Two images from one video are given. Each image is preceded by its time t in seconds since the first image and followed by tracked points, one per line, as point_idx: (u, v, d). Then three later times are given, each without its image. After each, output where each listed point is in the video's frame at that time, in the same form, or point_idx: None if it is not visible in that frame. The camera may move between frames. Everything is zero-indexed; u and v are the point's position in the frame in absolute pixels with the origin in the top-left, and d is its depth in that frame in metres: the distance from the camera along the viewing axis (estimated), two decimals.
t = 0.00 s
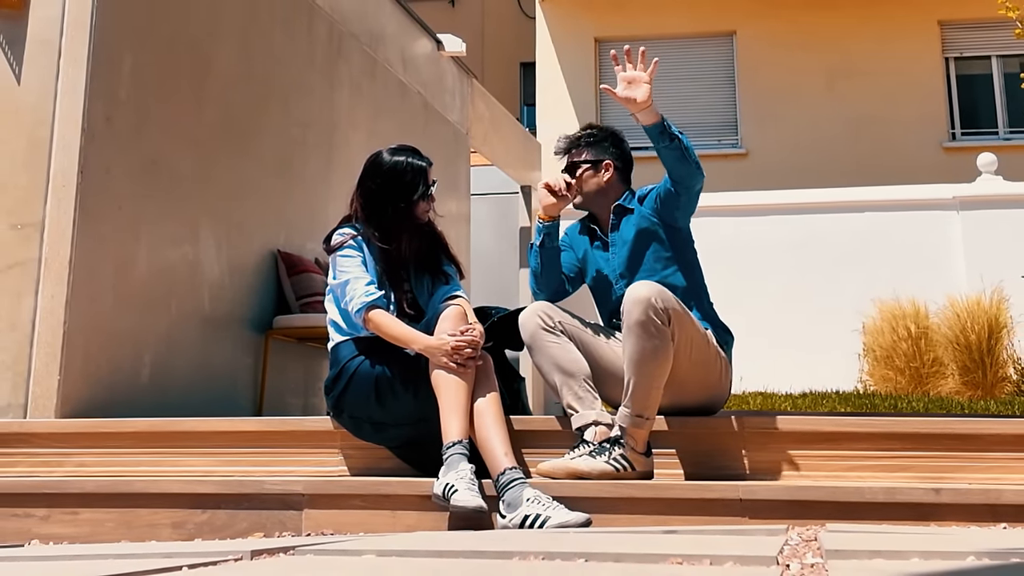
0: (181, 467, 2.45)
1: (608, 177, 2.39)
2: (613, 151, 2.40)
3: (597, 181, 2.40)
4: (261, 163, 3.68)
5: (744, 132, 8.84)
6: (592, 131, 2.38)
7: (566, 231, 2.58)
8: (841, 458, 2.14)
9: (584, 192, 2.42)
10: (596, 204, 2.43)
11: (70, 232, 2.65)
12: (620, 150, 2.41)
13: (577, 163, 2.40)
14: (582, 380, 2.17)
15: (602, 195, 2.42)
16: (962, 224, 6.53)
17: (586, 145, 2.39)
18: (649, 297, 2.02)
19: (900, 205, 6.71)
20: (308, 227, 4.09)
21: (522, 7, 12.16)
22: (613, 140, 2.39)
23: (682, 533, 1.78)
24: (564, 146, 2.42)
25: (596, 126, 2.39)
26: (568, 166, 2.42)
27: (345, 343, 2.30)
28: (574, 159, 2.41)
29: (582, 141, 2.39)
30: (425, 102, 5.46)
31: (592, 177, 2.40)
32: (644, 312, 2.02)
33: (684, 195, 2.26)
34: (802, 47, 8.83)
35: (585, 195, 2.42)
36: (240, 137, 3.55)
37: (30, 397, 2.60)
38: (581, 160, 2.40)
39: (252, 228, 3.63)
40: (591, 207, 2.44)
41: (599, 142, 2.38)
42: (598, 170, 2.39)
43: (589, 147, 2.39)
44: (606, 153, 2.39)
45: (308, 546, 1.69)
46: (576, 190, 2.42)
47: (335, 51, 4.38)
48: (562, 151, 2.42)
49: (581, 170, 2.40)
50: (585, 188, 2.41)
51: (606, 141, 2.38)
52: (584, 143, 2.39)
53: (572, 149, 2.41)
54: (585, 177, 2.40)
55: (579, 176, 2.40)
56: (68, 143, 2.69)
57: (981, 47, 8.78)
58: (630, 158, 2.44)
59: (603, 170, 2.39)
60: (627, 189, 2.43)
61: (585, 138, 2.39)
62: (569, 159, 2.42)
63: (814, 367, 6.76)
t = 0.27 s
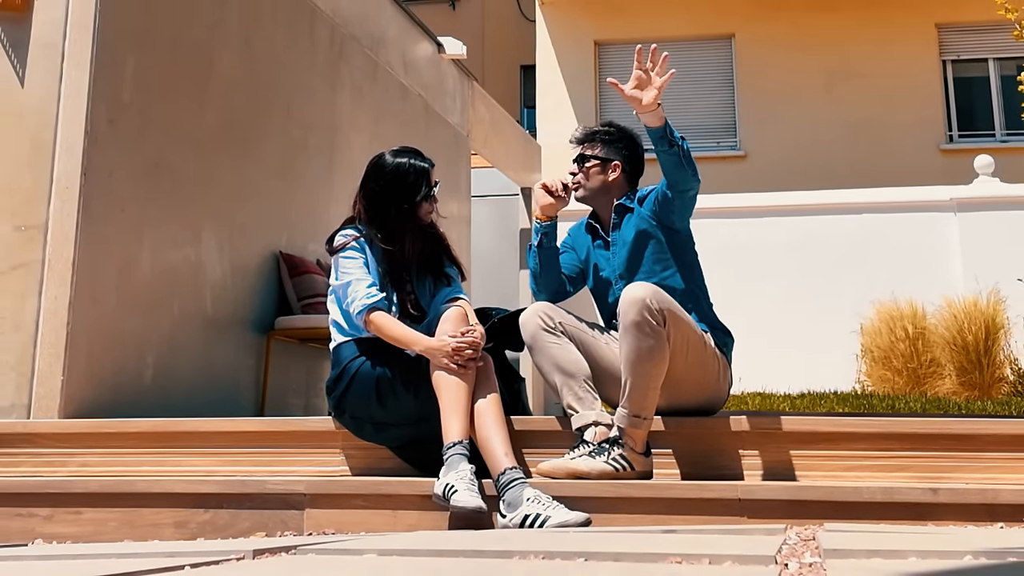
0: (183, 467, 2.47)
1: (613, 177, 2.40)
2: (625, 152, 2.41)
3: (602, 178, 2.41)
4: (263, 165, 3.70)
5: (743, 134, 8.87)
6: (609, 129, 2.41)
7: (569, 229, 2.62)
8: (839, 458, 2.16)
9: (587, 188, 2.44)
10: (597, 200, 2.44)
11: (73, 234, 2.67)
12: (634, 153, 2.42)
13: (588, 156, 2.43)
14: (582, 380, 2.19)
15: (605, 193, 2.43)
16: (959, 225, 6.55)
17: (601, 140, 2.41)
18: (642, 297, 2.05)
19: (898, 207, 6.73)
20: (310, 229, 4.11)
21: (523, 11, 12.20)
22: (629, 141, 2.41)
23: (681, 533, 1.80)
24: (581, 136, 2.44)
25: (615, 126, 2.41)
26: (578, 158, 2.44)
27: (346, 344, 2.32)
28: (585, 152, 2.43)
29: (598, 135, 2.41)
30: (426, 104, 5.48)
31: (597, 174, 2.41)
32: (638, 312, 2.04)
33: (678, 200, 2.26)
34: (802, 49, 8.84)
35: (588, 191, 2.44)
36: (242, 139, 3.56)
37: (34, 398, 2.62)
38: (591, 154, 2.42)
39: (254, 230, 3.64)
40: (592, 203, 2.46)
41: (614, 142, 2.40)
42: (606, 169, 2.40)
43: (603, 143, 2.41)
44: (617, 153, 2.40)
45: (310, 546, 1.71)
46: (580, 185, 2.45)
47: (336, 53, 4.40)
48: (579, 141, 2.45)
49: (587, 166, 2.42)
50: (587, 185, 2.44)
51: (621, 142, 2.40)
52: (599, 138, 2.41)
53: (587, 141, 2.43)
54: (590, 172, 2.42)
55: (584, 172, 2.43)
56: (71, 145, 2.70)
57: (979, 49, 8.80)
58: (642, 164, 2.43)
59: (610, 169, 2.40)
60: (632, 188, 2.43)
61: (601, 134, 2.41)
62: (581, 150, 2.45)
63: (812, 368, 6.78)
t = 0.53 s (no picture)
0: (185, 467, 2.49)
1: (614, 179, 2.42)
2: (623, 155, 2.43)
3: (603, 183, 2.43)
4: (265, 167, 3.72)
5: (741, 137, 8.91)
6: (605, 134, 2.42)
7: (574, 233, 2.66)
8: (837, 458, 2.18)
9: (589, 193, 2.45)
10: (601, 205, 2.46)
11: (77, 236, 2.68)
12: (632, 155, 2.45)
13: (587, 163, 2.44)
14: (583, 381, 2.21)
15: (608, 197, 2.44)
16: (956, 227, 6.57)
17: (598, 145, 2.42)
18: (652, 301, 2.07)
19: (895, 209, 6.75)
20: (311, 230, 4.13)
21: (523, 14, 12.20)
22: (625, 143, 2.44)
23: (681, 532, 1.82)
24: (577, 145, 2.46)
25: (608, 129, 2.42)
26: (577, 166, 2.45)
27: (348, 345, 2.34)
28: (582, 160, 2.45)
29: (593, 142, 2.43)
30: (427, 106, 5.50)
31: (598, 179, 2.43)
32: (647, 315, 2.07)
33: (683, 204, 2.29)
34: (801, 50, 8.85)
35: (591, 197, 2.45)
36: (244, 141, 3.58)
37: (37, 398, 2.65)
38: (589, 162, 2.44)
39: (256, 231, 3.66)
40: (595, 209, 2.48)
41: (609, 146, 2.42)
42: (605, 173, 2.42)
43: (599, 148, 2.43)
44: (615, 156, 2.42)
45: (312, 545, 1.73)
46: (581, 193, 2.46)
47: (338, 55, 4.42)
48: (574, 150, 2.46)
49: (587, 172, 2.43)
50: (590, 191, 2.45)
51: (615, 145, 2.42)
52: (595, 144, 2.43)
53: (583, 148, 2.45)
54: (591, 178, 2.43)
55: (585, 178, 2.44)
56: (74, 147, 2.72)
57: (978, 51, 8.82)
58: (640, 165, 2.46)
59: (611, 172, 2.42)
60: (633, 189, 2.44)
61: (597, 139, 2.43)
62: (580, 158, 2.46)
63: (810, 369, 6.80)
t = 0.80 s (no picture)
0: (188, 467, 2.51)
1: (616, 179, 2.44)
2: (628, 155, 2.44)
3: (606, 181, 2.44)
4: (266, 169, 3.74)
5: (740, 139, 8.92)
6: (610, 132, 2.44)
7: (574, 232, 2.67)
8: (835, 458, 2.20)
9: (590, 191, 2.46)
10: (602, 204, 2.46)
11: (80, 237, 2.70)
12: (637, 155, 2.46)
13: (591, 161, 2.45)
14: (582, 382, 2.23)
15: (610, 196, 2.45)
16: (953, 229, 6.59)
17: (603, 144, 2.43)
18: (653, 303, 2.09)
19: (893, 210, 6.77)
20: (312, 231, 4.14)
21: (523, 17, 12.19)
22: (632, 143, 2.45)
23: (680, 532, 1.84)
24: (584, 140, 2.46)
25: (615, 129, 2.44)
26: (582, 162, 2.47)
27: (348, 346, 2.35)
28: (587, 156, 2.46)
29: (599, 139, 2.44)
30: (427, 108, 5.51)
31: (601, 177, 2.44)
32: (648, 318, 2.09)
33: (680, 214, 2.30)
34: (800, 51, 8.87)
35: (592, 194, 2.46)
36: (246, 143, 3.60)
37: (41, 399, 2.66)
38: (593, 159, 2.45)
39: (258, 233, 3.68)
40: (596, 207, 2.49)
41: (615, 145, 2.43)
42: (608, 173, 2.44)
43: (605, 146, 2.44)
44: (620, 156, 2.43)
45: (313, 544, 1.75)
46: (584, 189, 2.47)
47: (339, 58, 4.44)
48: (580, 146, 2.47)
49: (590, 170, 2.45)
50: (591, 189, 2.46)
51: (621, 145, 2.43)
52: (601, 142, 2.44)
53: (588, 145, 2.45)
54: (593, 177, 2.45)
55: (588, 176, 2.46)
56: (78, 149, 2.74)
57: (976, 53, 8.83)
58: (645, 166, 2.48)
59: (613, 172, 2.44)
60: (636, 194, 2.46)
61: (603, 138, 2.44)
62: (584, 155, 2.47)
63: (808, 369, 6.83)
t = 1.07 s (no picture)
0: (190, 467, 2.53)
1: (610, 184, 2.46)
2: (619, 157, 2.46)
3: (600, 185, 2.46)
4: (268, 171, 3.76)
5: (739, 141, 8.94)
6: (601, 134, 2.45)
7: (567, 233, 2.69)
8: (833, 458, 2.22)
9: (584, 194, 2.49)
10: (596, 208, 2.49)
11: (83, 237, 2.72)
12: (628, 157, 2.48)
13: (582, 165, 2.47)
14: (582, 383, 2.25)
15: (602, 199, 2.48)
16: (950, 230, 6.60)
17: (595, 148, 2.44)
18: (649, 305, 2.10)
19: (890, 212, 6.79)
20: (314, 233, 4.16)
21: (523, 20, 12.24)
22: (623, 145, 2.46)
23: (679, 531, 1.85)
24: (575, 143, 2.47)
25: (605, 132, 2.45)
26: (572, 166, 2.48)
27: (349, 346, 2.37)
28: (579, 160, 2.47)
29: (590, 143, 2.44)
30: (428, 111, 5.54)
31: (594, 180, 2.46)
32: (644, 319, 2.10)
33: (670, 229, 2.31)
34: (800, 53, 8.89)
35: (586, 198, 2.49)
36: (248, 145, 3.62)
37: (44, 399, 2.68)
38: (585, 163, 2.46)
39: (260, 235, 3.70)
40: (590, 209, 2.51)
41: (607, 148, 2.44)
42: (601, 177, 2.46)
43: (596, 150, 2.45)
44: (611, 159, 2.46)
45: (315, 543, 1.77)
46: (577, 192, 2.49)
47: (340, 61, 4.46)
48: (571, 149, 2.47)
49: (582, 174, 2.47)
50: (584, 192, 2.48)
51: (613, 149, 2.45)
52: (592, 145, 2.45)
53: (580, 149, 2.46)
54: (586, 180, 2.46)
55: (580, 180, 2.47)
56: (81, 151, 2.76)
57: (975, 54, 8.85)
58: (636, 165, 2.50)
59: (607, 176, 2.46)
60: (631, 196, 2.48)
61: (594, 141, 2.45)
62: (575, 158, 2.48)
63: (806, 370, 6.84)
